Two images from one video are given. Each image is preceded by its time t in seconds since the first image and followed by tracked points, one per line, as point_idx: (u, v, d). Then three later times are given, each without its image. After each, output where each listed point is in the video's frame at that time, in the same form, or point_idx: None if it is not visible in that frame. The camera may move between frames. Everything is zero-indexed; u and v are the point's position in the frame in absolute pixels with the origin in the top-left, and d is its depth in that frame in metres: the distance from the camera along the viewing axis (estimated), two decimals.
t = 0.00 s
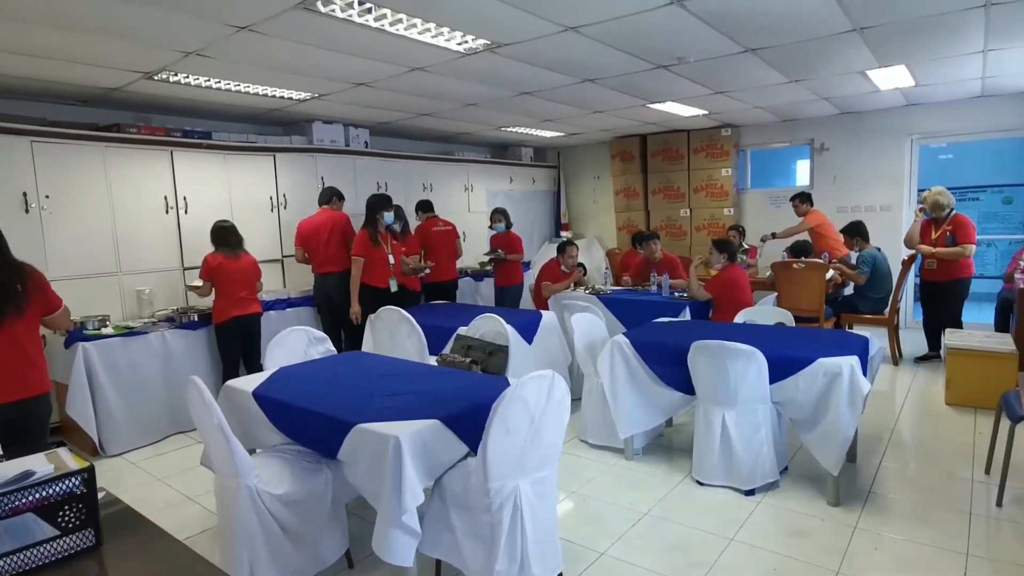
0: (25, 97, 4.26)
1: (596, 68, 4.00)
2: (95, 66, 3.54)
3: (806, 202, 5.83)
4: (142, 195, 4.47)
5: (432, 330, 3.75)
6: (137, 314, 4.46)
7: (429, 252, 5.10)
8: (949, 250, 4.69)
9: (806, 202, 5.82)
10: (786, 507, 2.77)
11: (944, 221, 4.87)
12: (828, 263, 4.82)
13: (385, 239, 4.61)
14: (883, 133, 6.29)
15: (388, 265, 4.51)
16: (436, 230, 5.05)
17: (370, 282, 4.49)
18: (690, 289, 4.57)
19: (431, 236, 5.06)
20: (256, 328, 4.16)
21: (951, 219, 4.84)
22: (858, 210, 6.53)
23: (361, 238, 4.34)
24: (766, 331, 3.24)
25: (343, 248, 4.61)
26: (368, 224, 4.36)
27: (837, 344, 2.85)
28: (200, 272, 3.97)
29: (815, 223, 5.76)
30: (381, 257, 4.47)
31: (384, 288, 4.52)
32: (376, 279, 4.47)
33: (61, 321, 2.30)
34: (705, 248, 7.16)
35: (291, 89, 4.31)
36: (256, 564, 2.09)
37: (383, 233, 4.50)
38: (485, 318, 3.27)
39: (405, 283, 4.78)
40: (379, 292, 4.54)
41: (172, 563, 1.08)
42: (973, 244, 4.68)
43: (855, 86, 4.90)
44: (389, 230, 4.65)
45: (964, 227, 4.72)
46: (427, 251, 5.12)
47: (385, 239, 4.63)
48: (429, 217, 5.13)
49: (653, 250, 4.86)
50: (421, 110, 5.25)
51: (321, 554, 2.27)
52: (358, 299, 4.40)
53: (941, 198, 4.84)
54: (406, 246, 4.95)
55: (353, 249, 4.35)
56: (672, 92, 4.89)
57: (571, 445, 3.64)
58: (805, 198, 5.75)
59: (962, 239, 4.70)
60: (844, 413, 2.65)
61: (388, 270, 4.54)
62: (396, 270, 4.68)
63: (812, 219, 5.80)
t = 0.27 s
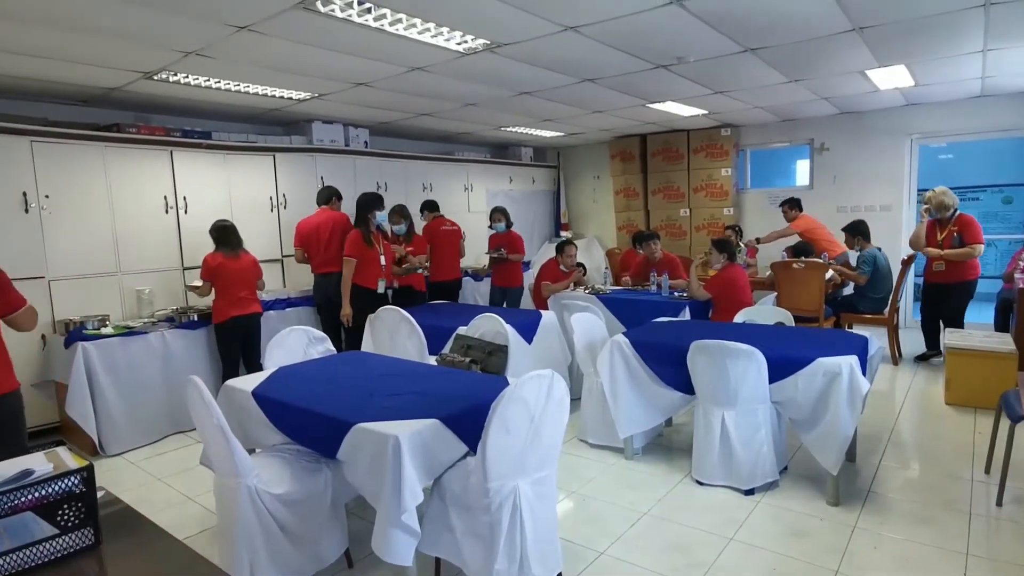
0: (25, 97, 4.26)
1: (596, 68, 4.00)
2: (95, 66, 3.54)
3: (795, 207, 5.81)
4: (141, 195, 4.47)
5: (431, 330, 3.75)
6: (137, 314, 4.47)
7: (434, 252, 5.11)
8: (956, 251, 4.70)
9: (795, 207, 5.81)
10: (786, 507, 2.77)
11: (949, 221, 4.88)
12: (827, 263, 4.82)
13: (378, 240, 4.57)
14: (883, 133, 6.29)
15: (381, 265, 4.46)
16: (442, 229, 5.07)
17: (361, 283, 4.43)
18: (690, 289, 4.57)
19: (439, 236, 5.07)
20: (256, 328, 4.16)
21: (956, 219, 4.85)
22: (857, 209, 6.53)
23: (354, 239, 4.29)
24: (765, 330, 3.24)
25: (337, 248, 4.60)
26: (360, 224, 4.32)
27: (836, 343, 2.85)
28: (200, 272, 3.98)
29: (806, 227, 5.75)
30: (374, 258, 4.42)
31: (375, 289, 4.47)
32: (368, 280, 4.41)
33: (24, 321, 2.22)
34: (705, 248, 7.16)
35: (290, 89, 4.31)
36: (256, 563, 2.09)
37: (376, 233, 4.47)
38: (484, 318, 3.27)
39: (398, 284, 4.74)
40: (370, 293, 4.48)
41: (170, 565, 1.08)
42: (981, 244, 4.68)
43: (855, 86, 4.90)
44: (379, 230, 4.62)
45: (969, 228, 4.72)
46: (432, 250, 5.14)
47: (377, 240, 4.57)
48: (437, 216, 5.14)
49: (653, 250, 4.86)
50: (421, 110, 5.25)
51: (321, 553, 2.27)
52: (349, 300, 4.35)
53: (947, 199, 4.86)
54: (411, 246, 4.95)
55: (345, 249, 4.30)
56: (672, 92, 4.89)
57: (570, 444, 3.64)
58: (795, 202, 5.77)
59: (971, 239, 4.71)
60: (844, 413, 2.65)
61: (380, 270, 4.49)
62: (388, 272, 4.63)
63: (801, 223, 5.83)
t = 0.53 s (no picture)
0: (25, 97, 4.26)
1: (595, 68, 4.00)
2: (94, 66, 3.54)
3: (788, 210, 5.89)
4: (141, 195, 4.47)
5: (431, 330, 3.75)
6: (137, 314, 4.47)
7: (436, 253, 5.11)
8: (958, 252, 4.70)
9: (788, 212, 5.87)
10: (786, 507, 2.77)
11: (952, 221, 4.88)
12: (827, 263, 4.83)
13: (377, 240, 4.57)
14: (883, 133, 6.29)
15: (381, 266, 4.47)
16: (447, 229, 5.06)
17: (363, 283, 4.43)
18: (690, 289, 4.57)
19: (443, 235, 5.07)
20: (256, 328, 4.16)
21: (958, 219, 4.84)
22: (857, 209, 6.54)
23: (354, 239, 4.29)
24: (765, 330, 3.24)
25: (336, 249, 4.60)
26: (361, 224, 4.31)
27: (836, 343, 2.85)
28: (200, 272, 3.98)
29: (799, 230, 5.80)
30: (375, 258, 4.43)
31: (376, 289, 4.47)
32: (369, 280, 4.41)
33: None
34: (705, 247, 7.16)
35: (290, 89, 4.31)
36: (256, 562, 2.09)
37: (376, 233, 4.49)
38: (484, 318, 3.25)
39: (400, 285, 4.75)
40: (371, 293, 4.48)
41: (169, 565, 1.08)
42: (982, 244, 4.68)
43: (855, 86, 4.90)
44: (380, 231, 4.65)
45: (971, 228, 4.71)
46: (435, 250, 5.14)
47: (376, 240, 4.58)
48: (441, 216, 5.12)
49: (653, 250, 4.86)
50: (421, 110, 5.26)
51: (321, 552, 2.27)
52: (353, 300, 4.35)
53: (952, 197, 4.82)
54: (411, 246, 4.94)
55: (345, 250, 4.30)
56: (672, 92, 4.89)
57: (570, 444, 3.65)
58: (786, 208, 5.81)
59: (973, 239, 4.69)
60: (843, 412, 2.65)
61: (380, 271, 4.50)
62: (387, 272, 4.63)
63: (794, 228, 5.87)
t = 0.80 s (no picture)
0: (24, 98, 4.26)
1: (595, 67, 4.00)
2: (93, 67, 3.54)
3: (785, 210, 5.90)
4: (141, 195, 4.47)
5: (431, 330, 3.75)
6: (137, 315, 4.47)
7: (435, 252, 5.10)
8: (954, 248, 4.67)
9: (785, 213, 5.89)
10: (786, 506, 2.77)
11: (949, 219, 4.88)
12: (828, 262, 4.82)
13: (378, 240, 4.56)
14: (882, 132, 6.29)
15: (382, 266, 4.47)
16: (448, 229, 5.06)
17: (362, 284, 4.43)
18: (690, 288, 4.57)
19: (444, 235, 5.07)
20: (256, 329, 4.16)
21: (958, 217, 4.83)
22: (857, 208, 6.53)
23: (354, 238, 4.28)
24: (765, 329, 3.23)
25: (338, 249, 4.59)
26: (362, 224, 4.30)
27: (836, 342, 2.85)
28: (200, 272, 3.98)
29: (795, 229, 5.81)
30: (375, 258, 4.43)
31: (375, 289, 4.47)
32: (368, 280, 4.41)
33: None
34: (705, 247, 7.16)
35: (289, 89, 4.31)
36: (256, 562, 2.09)
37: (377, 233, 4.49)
38: (484, 318, 3.26)
39: (397, 286, 4.72)
40: (370, 294, 4.48)
41: (168, 566, 1.08)
42: (977, 243, 4.68)
43: (854, 84, 4.90)
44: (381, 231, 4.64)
45: (967, 226, 4.71)
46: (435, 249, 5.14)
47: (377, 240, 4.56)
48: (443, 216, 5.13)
49: (653, 251, 4.85)
50: (421, 110, 5.25)
51: (321, 553, 2.27)
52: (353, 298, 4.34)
53: (955, 194, 4.82)
54: (407, 247, 4.92)
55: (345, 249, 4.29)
56: (672, 91, 4.89)
57: (571, 444, 3.65)
58: (784, 209, 5.81)
59: (967, 238, 4.70)
60: (843, 412, 2.65)
61: (380, 272, 4.50)
62: (388, 273, 4.62)
63: (792, 228, 5.88)
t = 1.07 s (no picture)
0: (25, 97, 4.26)
1: (595, 67, 4.00)
2: (93, 67, 3.53)
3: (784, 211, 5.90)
4: (141, 195, 4.47)
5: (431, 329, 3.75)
6: (137, 315, 4.46)
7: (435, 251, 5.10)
8: (945, 249, 4.69)
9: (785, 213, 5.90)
10: (787, 506, 2.77)
11: (944, 219, 4.87)
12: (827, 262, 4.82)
13: (376, 241, 4.50)
14: (883, 132, 6.29)
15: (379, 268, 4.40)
16: (448, 229, 5.04)
17: (360, 285, 4.35)
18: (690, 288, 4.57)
19: (444, 235, 5.05)
20: (256, 329, 4.16)
21: (952, 216, 4.81)
22: (857, 208, 6.53)
23: (354, 239, 4.21)
24: (766, 329, 3.23)
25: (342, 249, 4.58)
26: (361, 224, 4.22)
27: (837, 342, 2.85)
28: (200, 272, 3.97)
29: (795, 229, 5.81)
30: (372, 260, 4.35)
31: (372, 291, 4.41)
32: (366, 282, 4.33)
33: None
34: (705, 247, 7.15)
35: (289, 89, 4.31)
36: (256, 562, 2.09)
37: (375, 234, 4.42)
38: (485, 318, 3.25)
39: (394, 287, 4.78)
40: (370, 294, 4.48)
41: (169, 565, 1.08)
42: (968, 245, 4.68)
43: (855, 84, 4.90)
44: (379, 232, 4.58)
45: (959, 227, 4.71)
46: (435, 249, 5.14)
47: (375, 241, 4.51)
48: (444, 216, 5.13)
49: (652, 253, 4.84)
50: (421, 110, 5.25)
51: (321, 553, 2.27)
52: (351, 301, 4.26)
53: (951, 194, 4.79)
54: (406, 248, 4.95)
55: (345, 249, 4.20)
56: (672, 91, 4.88)
57: (571, 444, 3.64)
58: (784, 209, 5.81)
59: (958, 239, 4.70)
60: (844, 412, 2.65)
61: (377, 274, 4.44)
62: (385, 274, 4.62)
63: (791, 228, 5.88)
